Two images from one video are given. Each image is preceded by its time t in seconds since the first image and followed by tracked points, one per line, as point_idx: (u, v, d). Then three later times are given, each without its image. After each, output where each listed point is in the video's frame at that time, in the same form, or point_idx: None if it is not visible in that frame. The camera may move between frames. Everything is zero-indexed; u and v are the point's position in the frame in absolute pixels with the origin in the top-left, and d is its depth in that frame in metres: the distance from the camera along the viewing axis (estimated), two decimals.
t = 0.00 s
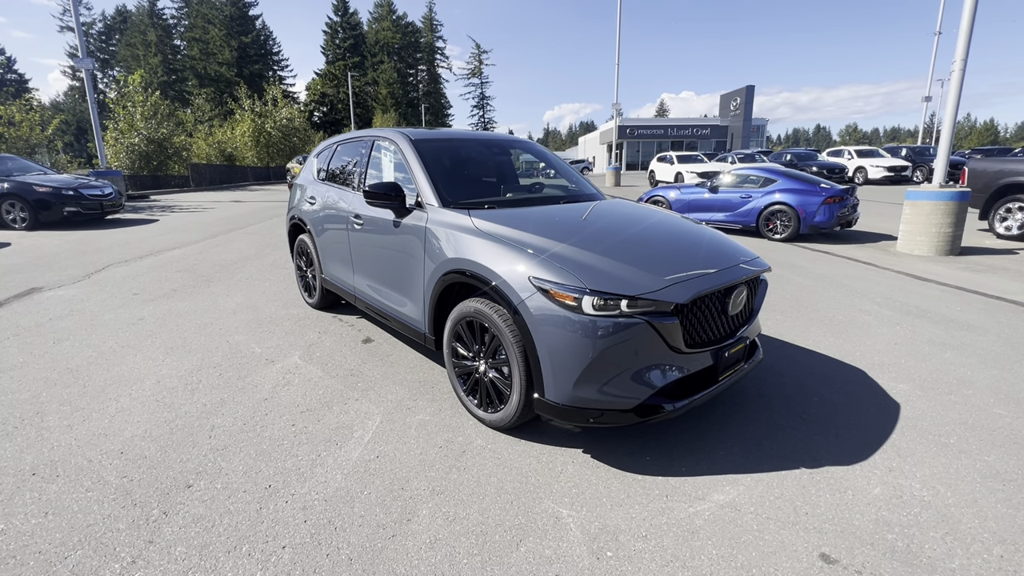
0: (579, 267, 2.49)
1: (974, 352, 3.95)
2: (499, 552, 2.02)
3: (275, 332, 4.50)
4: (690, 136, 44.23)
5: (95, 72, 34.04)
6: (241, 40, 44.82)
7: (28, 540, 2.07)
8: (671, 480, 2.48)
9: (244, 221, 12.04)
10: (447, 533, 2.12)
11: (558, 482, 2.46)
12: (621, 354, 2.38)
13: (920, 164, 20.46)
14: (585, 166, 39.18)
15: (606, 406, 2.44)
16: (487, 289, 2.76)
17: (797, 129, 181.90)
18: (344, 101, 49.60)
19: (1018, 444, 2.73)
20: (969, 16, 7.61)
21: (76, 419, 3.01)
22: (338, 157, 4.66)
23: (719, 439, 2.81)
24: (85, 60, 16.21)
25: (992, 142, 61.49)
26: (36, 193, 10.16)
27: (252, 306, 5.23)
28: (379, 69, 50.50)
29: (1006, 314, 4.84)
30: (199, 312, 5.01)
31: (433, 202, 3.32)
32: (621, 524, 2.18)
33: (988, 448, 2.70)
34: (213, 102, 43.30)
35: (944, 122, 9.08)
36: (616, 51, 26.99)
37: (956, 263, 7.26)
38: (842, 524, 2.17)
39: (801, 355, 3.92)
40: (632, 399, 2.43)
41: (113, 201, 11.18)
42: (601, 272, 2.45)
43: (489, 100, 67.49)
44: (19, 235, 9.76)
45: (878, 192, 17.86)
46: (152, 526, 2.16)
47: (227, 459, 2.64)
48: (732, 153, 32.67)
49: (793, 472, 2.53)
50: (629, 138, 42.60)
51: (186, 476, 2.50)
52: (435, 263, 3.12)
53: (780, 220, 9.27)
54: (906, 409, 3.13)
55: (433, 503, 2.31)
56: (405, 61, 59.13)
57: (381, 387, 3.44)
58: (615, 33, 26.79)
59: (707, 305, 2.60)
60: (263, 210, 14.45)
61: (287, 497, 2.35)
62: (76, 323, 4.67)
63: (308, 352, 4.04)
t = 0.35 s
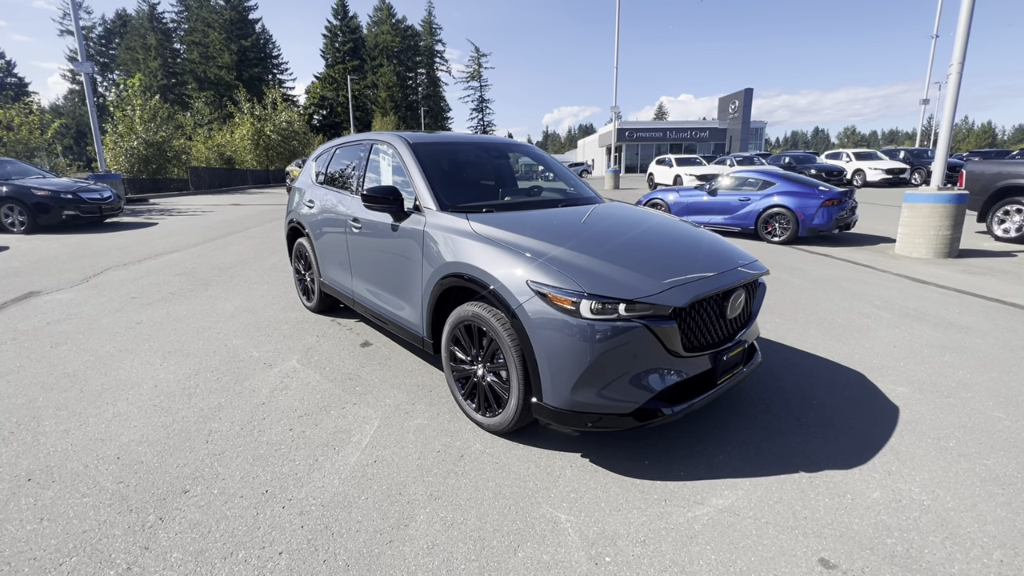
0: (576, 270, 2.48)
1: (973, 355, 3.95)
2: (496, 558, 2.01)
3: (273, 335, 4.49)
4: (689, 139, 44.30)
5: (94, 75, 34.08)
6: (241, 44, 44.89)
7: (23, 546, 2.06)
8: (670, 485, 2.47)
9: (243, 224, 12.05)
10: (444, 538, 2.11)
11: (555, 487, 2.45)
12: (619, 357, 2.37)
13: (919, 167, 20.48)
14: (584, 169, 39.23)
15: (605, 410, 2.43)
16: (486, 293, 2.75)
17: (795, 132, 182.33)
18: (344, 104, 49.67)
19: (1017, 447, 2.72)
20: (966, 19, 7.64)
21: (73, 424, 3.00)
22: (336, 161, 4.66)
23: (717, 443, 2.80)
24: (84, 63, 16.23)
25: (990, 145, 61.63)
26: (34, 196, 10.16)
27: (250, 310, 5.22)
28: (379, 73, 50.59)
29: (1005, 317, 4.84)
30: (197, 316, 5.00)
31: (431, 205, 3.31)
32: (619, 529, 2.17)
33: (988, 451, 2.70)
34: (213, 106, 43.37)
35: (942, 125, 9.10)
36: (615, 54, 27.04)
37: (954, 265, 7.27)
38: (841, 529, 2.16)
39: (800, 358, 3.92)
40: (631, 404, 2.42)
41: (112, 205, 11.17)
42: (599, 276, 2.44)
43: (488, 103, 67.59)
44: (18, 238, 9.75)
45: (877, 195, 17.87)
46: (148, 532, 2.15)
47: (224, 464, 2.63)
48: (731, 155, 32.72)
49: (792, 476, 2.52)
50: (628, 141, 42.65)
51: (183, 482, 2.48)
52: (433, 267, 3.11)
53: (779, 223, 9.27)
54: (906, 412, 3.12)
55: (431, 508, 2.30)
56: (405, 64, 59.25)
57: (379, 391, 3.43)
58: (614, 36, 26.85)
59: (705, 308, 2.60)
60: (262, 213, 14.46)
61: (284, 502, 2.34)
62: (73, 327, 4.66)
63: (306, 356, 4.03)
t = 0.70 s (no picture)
0: (575, 273, 2.50)
1: (971, 356, 3.97)
2: (497, 560, 2.02)
3: (273, 338, 4.50)
4: (687, 142, 44.41)
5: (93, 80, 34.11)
6: (240, 48, 44.99)
7: (24, 551, 2.06)
8: (670, 486, 2.48)
9: (242, 228, 12.06)
10: (445, 541, 2.12)
11: (556, 490, 2.46)
12: (619, 360, 2.38)
13: (916, 169, 20.57)
14: (583, 171, 39.31)
15: (605, 413, 2.44)
16: (486, 296, 2.76)
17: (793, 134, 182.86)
18: (343, 108, 49.77)
19: (1015, 448, 2.74)
20: (961, 23, 7.69)
21: (74, 428, 3.01)
22: (336, 165, 4.68)
23: (717, 445, 2.81)
24: (84, 68, 16.27)
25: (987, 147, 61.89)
26: (34, 200, 10.16)
27: (250, 314, 5.23)
28: (377, 76, 50.71)
29: (1002, 319, 4.86)
30: (197, 320, 5.00)
31: (431, 209, 3.33)
32: (619, 531, 2.18)
33: (986, 452, 2.71)
34: (212, 110, 43.47)
35: (939, 128, 9.15)
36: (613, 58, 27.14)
37: (952, 267, 7.29)
38: (840, 530, 2.17)
39: (798, 360, 3.93)
40: (630, 406, 2.43)
41: (111, 209, 11.18)
42: (598, 279, 2.46)
43: (486, 107, 67.73)
44: (17, 243, 9.75)
45: (874, 197, 17.95)
46: (149, 535, 2.15)
47: (225, 467, 2.63)
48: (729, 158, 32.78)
49: (791, 477, 2.53)
50: (626, 144, 42.77)
51: (184, 485, 2.49)
52: (433, 270, 3.12)
53: (777, 225, 9.30)
54: (904, 413, 3.14)
55: (432, 511, 2.31)
56: (404, 68, 59.43)
57: (379, 394, 3.44)
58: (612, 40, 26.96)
59: (704, 310, 2.62)
60: (261, 217, 14.47)
61: (285, 505, 2.35)
62: (73, 331, 4.67)
63: (306, 359, 4.03)
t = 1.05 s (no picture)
0: (575, 277, 2.51)
1: (971, 359, 3.97)
2: (498, 565, 2.02)
3: (273, 343, 4.51)
4: (687, 145, 44.49)
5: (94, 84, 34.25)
6: (241, 52, 45.14)
7: (25, 556, 2.06)
8: (670, 490, 2.48)
9: (243, 232, 12.08)
10: (445, 545, 2.12)
11: (556, 494, 2.46)
12: (618, 363, 2.39)
13: (915, 171, 20.61)
14: (583, 174, 39.38)
15: (605, 416, 2.45)
16: (485, 300, 2.77)
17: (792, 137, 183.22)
18: (343, 111, 49.89)
19: (1015, 451, 2.74)
20: (959, 26, 7.72)
21: (74, 433, 3.01)
22: (336, 169, 4.69)
23: (717, 448, 2.81)
24: (84, 73, 16.32)
25: (986, 149, 61.98)
26: (34, 205, 10.18)
27: (250, 318, 5.23)
28: (377, 80, 50.84)
29: (1001, 321, 4.87)
30: (198, 324, 5.01)
31: (431, 213, 3.34)
32: (619, 535, 2.18)
33: (985, 455, 2.72)
34: (212, 114, 43.59)
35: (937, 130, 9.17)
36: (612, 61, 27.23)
37: (951, 269, 7.30)
38: (840, 533, 2.17)
39: (798, 363, 3.94)
40: (630, 409, 2.44)
41: (111, 213, 11.19)
42: (598, 283, 2.47)
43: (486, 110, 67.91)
44: (17, 247, 9.77)
45: (873, 199, 17.97)
46: (150, 541, 2.15)
47: (225, 472, 2.63)
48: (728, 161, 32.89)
49: (791, 480, 2.54)
50: (625, 147, 42.88)
51: (184, 490, 2.49)
52: (433, 274, 3.13)
53: (776, 228, 9.31)
54: (903, 416, 3.14)
55: (432, 515, 2.31)
56: (404, 72, 59.57)
57: (379, 398, 3.45)
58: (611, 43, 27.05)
59: (703, 314, 2.62)
60: (261, 221, 14.50)
61: (286, 510, 2.35)
62: (73, 336, 4.67)
63: (306, 363, 4.04)
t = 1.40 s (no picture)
0: (573, 279, 2.51)
1: (969, 360, 3.98)
2: (497, 566, 2.03)
3: (273, 345, 4.51)
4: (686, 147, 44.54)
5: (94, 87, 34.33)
6: (241, 55, 45.24)
7: (24, 559, 2.07)
8: (669, 491, 2.48)
9: (243, 234, 12.10)
10: (445, 548, 2.12)
11: (555, 496, 2.46)
12: (617, 365, 2.40)
13: (914, 173, 20.66)
14: (583, 175, 39.42)
15: (604, 418, 2.45)
16: (484, 302, 2.77)
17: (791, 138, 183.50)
18: (343, 114, 49.99)
19: (1013, 452, 2.75)
20: (956, 29, 7.75)
21: (74, 436, 3.01)
22: (336, 172, 4.70)
23: (716, 450, 2.82)
24: (85, 76, 16.35)
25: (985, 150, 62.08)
26: (34, 208, 10.19)
27: (250, 320, 5.24)
28: (377, 83, 50.94)
29: (1000, 322, 4.87)
30: (197, 327, 5.01)
31: (430, 216, 3.34)
32: (618, 536, 2.19)
33: (984, 456, 2.72)
34: (212, 117, 43.67)
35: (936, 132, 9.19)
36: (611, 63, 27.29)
37: (950, 270, 7.32)
38: (839, 534, 2.18)
39: (797, 364, 3.94)
40: (628, 411, 2.44)
41: (111, 216, 11.20)
42: (597, 285, 2.47)
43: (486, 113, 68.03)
44: (17, 250, 9.78)
45: (873, 200, 17.99)
46: (149, 543, 2.16)
47: (225, 475, 2.63)
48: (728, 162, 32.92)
49: (790, 482, 2.54)
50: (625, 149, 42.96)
51: (184, 493, 2.49)
52: (433, 276, 3.14)
53: (775, 230, 9.32)
54: (902, 417, 3.14)
55: (431, 517, 2.31)
56: (404, 74, 59.70)
57: (378, 401, 3.45)
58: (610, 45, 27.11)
59: (701, 316, 2.63)
60: (261, 224, 14.52)
61: (285, 513, 2.35)
62: (73, 339, 4.68)
63: (305, 366, 4.04)
